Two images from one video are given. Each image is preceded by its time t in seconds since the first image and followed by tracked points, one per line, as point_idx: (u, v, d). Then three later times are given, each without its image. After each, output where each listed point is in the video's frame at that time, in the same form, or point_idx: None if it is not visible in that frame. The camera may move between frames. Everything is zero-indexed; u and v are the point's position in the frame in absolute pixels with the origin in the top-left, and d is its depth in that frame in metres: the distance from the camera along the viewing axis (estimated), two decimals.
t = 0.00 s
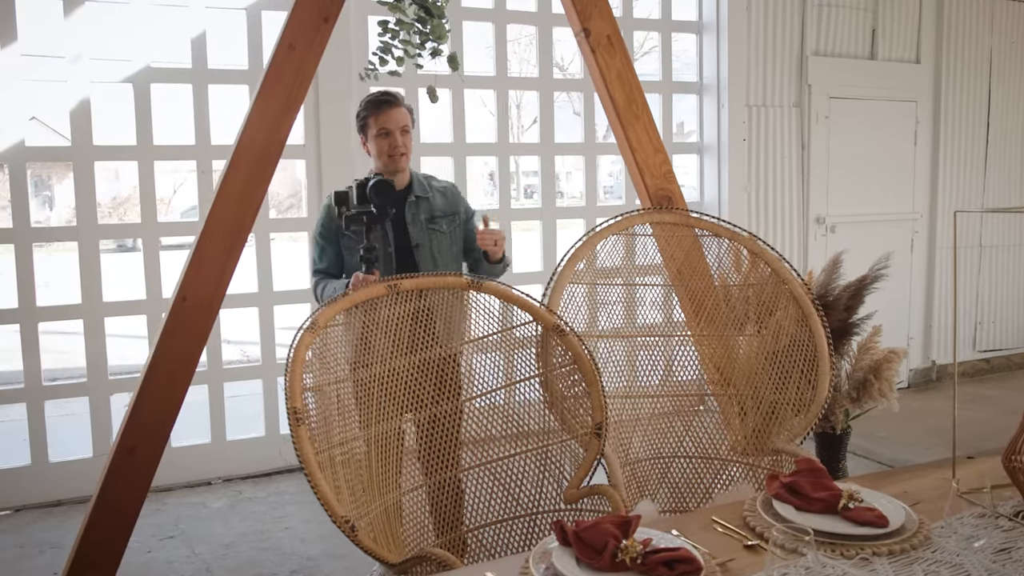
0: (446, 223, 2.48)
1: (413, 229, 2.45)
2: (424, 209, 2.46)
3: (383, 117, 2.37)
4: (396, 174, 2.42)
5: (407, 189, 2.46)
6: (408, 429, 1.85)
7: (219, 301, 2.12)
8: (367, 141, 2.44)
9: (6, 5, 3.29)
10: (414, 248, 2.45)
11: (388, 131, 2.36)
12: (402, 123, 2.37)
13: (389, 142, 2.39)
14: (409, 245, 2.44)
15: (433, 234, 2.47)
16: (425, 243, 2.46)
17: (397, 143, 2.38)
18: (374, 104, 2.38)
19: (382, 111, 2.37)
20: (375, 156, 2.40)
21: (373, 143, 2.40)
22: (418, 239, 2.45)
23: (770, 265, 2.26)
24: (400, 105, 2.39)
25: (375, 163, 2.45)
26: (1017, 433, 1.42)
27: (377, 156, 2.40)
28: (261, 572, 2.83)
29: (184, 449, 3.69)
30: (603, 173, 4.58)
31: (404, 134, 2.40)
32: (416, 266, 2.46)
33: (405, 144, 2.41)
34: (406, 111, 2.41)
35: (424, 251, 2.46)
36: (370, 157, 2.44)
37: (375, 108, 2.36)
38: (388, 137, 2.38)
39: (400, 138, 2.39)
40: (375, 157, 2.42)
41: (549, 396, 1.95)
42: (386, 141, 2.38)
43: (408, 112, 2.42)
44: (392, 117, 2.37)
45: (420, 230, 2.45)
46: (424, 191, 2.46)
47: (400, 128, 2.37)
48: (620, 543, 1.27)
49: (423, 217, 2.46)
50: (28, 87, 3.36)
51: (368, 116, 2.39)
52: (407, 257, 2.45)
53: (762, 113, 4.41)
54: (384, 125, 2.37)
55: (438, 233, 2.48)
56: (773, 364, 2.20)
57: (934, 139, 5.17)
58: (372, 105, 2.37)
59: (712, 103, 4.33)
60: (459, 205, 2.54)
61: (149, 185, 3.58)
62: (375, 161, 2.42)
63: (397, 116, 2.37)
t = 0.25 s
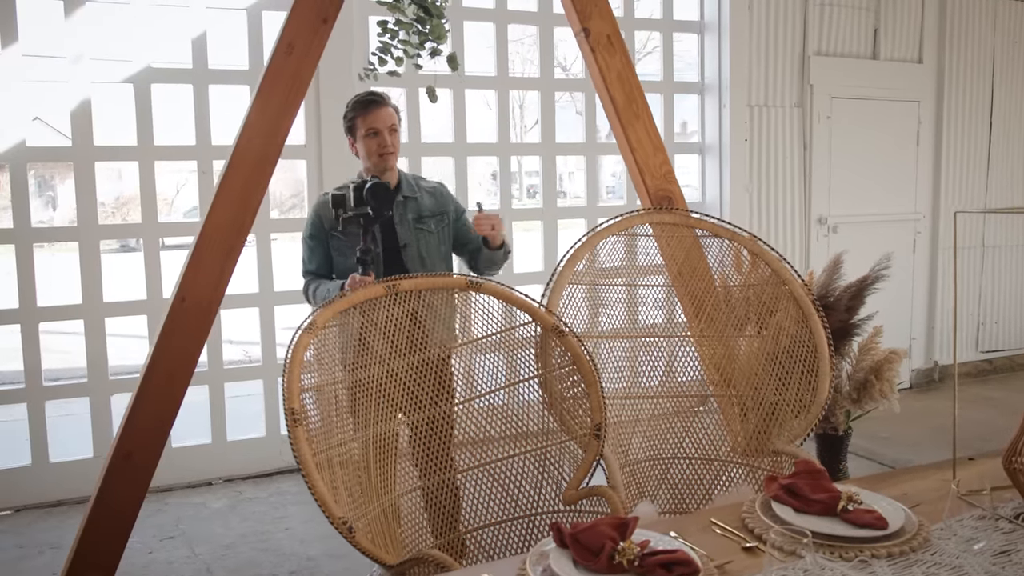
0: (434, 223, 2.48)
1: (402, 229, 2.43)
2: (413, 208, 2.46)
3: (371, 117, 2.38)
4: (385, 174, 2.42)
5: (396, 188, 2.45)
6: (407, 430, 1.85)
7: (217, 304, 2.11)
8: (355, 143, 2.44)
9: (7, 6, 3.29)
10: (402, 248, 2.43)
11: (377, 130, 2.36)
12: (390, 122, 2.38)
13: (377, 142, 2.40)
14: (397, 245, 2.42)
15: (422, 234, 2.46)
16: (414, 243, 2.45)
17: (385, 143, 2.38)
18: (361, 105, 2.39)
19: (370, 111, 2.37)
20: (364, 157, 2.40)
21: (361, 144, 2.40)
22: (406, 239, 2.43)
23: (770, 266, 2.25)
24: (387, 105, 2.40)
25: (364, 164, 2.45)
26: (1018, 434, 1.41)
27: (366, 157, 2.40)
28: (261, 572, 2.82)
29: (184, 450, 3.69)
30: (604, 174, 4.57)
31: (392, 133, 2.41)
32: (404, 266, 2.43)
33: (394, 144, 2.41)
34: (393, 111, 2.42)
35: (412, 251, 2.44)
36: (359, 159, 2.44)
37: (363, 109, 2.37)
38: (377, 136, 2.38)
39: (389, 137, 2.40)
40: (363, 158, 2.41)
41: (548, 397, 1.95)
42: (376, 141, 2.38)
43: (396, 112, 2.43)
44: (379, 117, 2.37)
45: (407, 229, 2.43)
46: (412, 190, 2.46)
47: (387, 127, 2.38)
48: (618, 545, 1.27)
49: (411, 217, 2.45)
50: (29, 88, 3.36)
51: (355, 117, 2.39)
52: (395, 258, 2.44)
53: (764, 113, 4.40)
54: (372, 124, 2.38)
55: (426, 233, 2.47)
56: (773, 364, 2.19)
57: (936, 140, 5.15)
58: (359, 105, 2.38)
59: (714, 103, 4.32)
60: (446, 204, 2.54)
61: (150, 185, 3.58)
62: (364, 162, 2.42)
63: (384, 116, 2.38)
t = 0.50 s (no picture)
0: (432, 216, 2.47)
1: (399, 226, 2.43)
2: (408, 205, 2.46)
3: (368, 116, 2.37)
4: (384, 174, 2.42)
5: (392, 186, 2.46)
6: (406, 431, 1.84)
7: (216, 304, 2.11)
8: (352, 142, 2.44)
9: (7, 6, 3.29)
10: (401, 244, 2.44)
11: (374, 130, 2.36)
12: (388, 122, 2.37)
13: (375, 141, 2.39)
14: (396, 242, 2.43)
15: (420, 228, 2.46)
16: (413, 238, 2.45)
17: (382, 142, 2.37)
18: (359, 104, 2.38)
19: (367, 110, 2.37)
20: (362, 156, 2.40)
21: (359, 143, 2.39)
22: (405, 235, 2.44)
23: (770, 266, 2.24)
24: (384, 104, 2.39)
25: (362, 164, 2.44)
26: (1019, 436, 1.40)
27: (363, 156, 2.39)
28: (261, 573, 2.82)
29: (184, 450, 3.68)
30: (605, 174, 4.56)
31: (389, 133, 2.40)
32: (405, 262, 2.45)
33: (391, 143, 2.40)
34: (391, 110, 2.41)
35: (412, 246, 2.45)
36: (357, 158, 2.43)
37: (360, 108, 2.36)
38: (374, 136, 2.37)
39: (386, 137, 2.39)
40: (360, 158, 2.41)
41: (547, 398, 1.94)
42: (372, 140, 2.37)
43: (394, 112, 2.42)
44: (376, 116, 2.36)
45: (405, 226, 2.44)
46: (407, 187, 2.46)
47: (384, 127, 2.37)
48: (615, 548, 1.26)
49: (408, 213, 2.45)
50: (29, 88, 3.36)
51: (353, 115, 2.39)
52: (397, 255, 2.45)
53: (765, 113, 4.39)
54: (369, 124, 2.37)
55: (424, 227, 2.47)
56: (773, 365, 2.19)
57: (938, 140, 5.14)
58: (357, 104, 2.37)
59: (715, 103, 4.31)
60: (442, 195, 2.53)
61: (150, 185, 3.58)
62: (361, 162, 2.41)
63: (382, 115, 2.37)
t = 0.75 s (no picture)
0: (468, 210, 2.43)
1: (435, 224, 2.41)
2: (442, 201, 2.42)
3: (396, 117, 2.33)
4: (419, 172, 2.40)
5: (427, 184, 2.43)
6: (410, 432, 1.83)
7: (220, 305, 2.11)
8: (383, 144, 2.41)
9: (14, 6, 3.30)
10: (438, 242, 2.42)
11: (403, 130, 2.32)
12: (416, 119, 2.33)
13: (406, 141, 2.36)
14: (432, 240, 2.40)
15: (457, 224, 2.42)
16: (450, 235, 2.42)
17: (413, 141, 2.34)
18: (385, 105, 2.34)
19: (393, 110, 2.32)
20: (395, 157, 2.37)
21: (390, 145, 2.36)
22: (441, 232, 2.42)
23: (778, 267, 2.22)
24: (411, 102, 2.34)
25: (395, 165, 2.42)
26: None
27: (397, 158, 2.37)
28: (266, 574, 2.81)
29: (191, 450, 3.69)
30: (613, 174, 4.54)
31: (419, 130, 2.36)
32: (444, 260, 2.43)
33: (422, 140, 2.37)
34: (418, 106, 2.36)
35: (449, 243, 2.42)
36: (390, 160, 2.41)
37: (386, 109, 2.32)
38: (404, 136, 2.34)
39: (416, 135, 2.35)
40: (394, 159, 2.39)
41: (551, 399, 1.93)
42: (403, 141, 2.34)
43: (420, 107, 2.37)
44: (404, 115, 2.32)
45: (441, 222, 2.41)
46: (442, 183, 2.42)
47: (413, 125, 2.33)
48: (617, 552, 1.25)
49: (443, 209, 2.42)
50: (36, 88, 3.37)
51: (381, 118, 2.35)
52: (434, 253, 2.45)
53: (774, 113, 4.36)
54: (398, 124, 2.33)
55: (462, 222, 2.43)
56: (780, 367, 2.16)
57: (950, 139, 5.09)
58: (383, 106, 2.33)
59: (723, 103, 4.29)
60: (478, 189, 2.50)
61: (157, 185, 3.58)
62: (395, 164, 2.39)
63: (409, 113, 2.33)
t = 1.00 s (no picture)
0: (479, 211, 2.44)
1: (446, 225, 2.42)
2: (453, 202, 2.42)
3: (404, 118, 2.32)
4: (429, 173, 2.39)
5: (438, 185, 2.43)
6: (415, 432, 1.83)
7: (225, 306, 2.11)
8: (393, 145, 2.40)
9: (21, 7, 3.31)
10: (449, 243, 2.43)
11: (411, 131, 2.31)
12: (424, 120, 2.31)
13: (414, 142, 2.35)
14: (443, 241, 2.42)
15: (468, 225, 2.43)
16: (461, 236, 2.43)
17: (422, 142, 2.33)
18: (393, 106, 2.33)
19: (401, 112, 2.31)
20: (405, 159, 2.37)
21: (399, 146, 2.36)
22: (452, 234, 2.43)
23: (784, 268, 2.21)
24: (419, 103, 2.33)
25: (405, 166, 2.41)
26: None
27: (407, 159, 2.36)
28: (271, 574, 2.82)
29: (197, 450, 3.69)
30: (620, 174, 4.54)
31: (427, 131, 2.34)
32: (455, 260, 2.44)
33: (431, 141, 2.35)
34: (427, 107, 2.35)
35: (460, 245, 2.43)
36: (400, 161, 2.40)
37: (394, 111, 2.32)
38: (412, 137, 2.33)
39: (424, 136, 2.34)
40: (404, 160, 2.38)
41: (557, 400, 1.92)
42: (411, 142, 2.33)
43: (429, 108, 2.36)
44: (413, 117, 2.31)
45: (452, 224, 2.42)
46: (453, 184, 2.42)
47: (422, 126, 2.32)
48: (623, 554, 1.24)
49: (454, 210, 2.43)
50: (42, 89, 3.38)
51: (391, 120, 2.34)
52: (444, 253, 2.45)
53: (780, 113, 4.35)
54: (406, 125, 2.32)
55: (473, 223, 2.44)
56: (786, 368, 2.16)
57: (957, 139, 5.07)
58: (392, 107, 2.32)
59: (729, 103, 4.28)
60: (490, 189, 2.49)
61: (162, 186, 3.59)
62: (405, 165, 2.38)
63: (417, 114, 2.32)
